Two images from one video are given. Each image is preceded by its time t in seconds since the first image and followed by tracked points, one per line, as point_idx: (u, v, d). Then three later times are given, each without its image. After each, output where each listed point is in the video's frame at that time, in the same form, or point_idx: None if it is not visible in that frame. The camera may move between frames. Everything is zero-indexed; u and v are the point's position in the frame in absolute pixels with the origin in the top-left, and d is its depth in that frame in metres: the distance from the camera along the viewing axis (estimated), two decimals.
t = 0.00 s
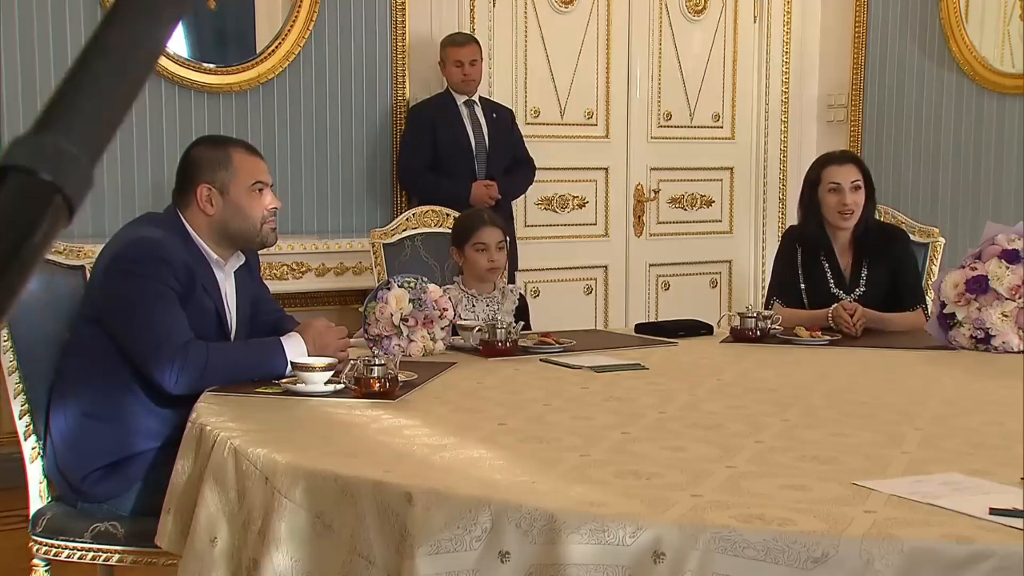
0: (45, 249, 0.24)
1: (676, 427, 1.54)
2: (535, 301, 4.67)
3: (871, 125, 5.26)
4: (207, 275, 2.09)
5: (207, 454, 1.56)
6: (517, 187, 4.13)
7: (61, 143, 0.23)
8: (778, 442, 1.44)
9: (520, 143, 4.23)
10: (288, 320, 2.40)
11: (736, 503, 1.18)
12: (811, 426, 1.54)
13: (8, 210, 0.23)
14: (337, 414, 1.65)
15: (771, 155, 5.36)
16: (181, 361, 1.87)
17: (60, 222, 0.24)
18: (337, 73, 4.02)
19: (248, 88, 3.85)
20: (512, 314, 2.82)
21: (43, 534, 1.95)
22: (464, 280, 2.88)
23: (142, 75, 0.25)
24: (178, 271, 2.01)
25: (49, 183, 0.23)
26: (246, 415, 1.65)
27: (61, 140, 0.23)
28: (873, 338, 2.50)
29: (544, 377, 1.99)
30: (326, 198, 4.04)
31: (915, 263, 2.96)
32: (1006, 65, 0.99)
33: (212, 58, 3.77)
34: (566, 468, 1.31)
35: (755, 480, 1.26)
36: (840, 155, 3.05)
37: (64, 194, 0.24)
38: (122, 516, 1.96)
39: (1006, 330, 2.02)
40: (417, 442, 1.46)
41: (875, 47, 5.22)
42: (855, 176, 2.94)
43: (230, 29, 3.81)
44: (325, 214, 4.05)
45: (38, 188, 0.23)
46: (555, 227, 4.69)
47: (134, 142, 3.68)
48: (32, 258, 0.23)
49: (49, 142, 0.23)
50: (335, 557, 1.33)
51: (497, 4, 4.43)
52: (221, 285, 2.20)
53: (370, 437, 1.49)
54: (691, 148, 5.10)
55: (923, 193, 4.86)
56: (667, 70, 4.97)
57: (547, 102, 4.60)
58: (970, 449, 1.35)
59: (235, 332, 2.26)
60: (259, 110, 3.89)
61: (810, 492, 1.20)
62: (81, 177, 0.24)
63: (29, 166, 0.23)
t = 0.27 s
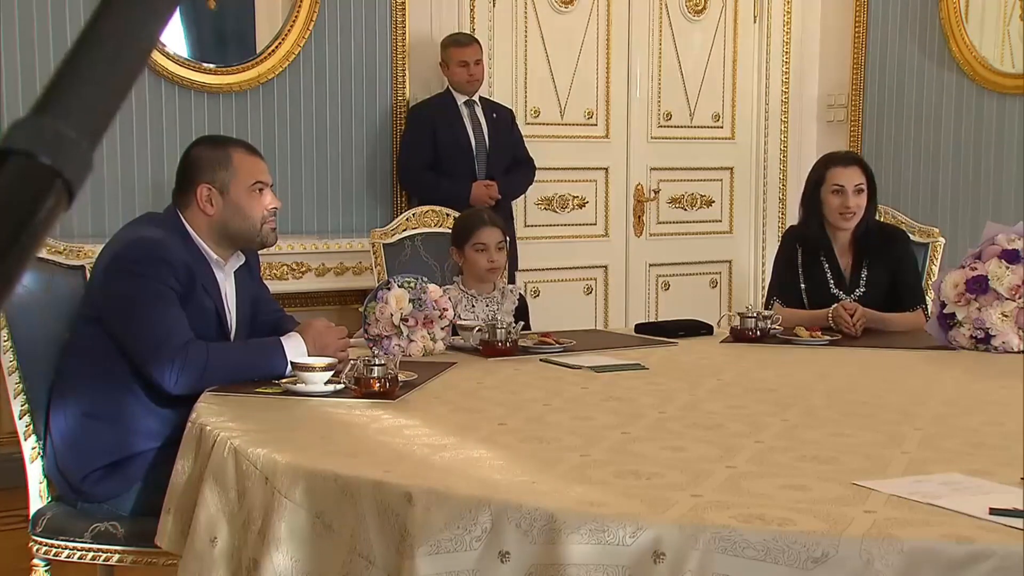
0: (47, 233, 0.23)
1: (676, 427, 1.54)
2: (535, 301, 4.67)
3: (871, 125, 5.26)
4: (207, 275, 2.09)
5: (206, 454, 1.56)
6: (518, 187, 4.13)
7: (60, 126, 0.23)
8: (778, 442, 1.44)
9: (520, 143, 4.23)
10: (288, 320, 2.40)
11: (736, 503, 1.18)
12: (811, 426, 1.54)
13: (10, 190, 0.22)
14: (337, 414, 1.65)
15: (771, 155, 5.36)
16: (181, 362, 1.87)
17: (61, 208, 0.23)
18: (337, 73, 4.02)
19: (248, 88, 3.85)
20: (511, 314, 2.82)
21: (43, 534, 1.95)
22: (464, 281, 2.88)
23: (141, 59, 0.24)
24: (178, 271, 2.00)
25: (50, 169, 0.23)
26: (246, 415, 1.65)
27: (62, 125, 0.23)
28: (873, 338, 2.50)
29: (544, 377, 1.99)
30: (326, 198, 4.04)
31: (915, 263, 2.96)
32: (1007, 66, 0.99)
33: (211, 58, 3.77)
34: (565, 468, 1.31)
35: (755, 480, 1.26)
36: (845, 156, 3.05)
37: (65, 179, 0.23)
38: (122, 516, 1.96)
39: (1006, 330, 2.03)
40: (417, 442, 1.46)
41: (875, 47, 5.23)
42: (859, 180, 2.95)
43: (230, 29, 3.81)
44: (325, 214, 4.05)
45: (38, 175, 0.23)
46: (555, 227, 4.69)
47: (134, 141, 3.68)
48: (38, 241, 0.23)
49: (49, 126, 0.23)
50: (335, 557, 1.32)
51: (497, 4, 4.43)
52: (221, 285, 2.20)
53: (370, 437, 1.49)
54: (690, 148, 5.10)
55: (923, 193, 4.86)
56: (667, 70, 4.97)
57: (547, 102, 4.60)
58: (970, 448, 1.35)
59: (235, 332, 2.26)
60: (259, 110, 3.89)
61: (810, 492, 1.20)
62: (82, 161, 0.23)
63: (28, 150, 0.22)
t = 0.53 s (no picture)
0: (40, 226, 0.23)
1: (676, 427, 1.54)
2: (535, 301, 4.67)
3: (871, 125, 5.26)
4: (207, 275, 2.09)
5: (206, 454, 1.56)
6: (518, 187, 4.13)
7: (51, 121, 0.23)
8: (778, 442, 1.44)
9: (520, 143, 4.23)
10: (288, 320, 2.40)
11: (735, 503, 1.18)
12: (811, 426, 1.54)
13: (1, 184, 0.23)
14: (337, 414, 1.65)
15: (771, 155, 5.36)
16: (181, 362, 1.87)
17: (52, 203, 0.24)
18: (337, 72, 4.02)
19: (248, 88, 3.85)
20: (511, 314, 2.82)
21: (43, 534, 1.95)
22: (465, 280, 2.88)
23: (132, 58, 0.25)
24: (178, 270, 2.00)
25: (41, 164, 0.23)
26: (246, 415, 1.65)
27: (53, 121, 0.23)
28: (873, 338, 2.50)
29: (544, 377, 1.99)
30: (326, 198, 4.05)
31: (915, 263, 2.96)
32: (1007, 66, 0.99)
33: (211, 58, 3.78)
34: (565, 468, 1.31)
35: (754, 480, 1.26)
36: (845, 156, 3.05)
37: (57, 175, 0.23)
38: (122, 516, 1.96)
39: (1006, 330, 2.03)
40: (417, 442, 1.46)
41: (875, 47, 5.23)
42: (858, 180, 2.94)
43: (230, 30, 3.82)
44: (325, 214, 4.05)
45: (29, 170, 0.23)
46: (555, 227, 4.69)
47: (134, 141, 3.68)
48: (30, 234, 0.23)
49: (40, 122, 0.23)
50: (335, 557, 1.33)
51: (497, 4, 4.43)
52: (221, 285, 2.20)
53: (370, 437, 1.49)
54: (690, 148, 5.10)
55: (923, 192, 4.85)
56: (667, 70, 4.97)
57: (547, 102, 4.60)
58: (970, 448, 1.35)
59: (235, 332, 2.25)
60: (259, 110, 3.89)
61: (810, 492, 1.20)
62: (73, 156, 0.23)
63: (20, 146, 0.23)
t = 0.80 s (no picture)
0: None
1: (676, 427, 1.54)
2: (535, 301, 4.67)
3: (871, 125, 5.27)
4: (207, 275, 2.09)
5: (206, 454, 1.56)
6: (518, 187, 4.13)
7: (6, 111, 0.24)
8: (778, 442, 1.44)
9: (520, 143, 4.23)
10: (287, 320, 2.40)
11: (735, 503, 1.18)
12: (811, 426, 1.53)
13: None
14: (337, 414, 1.65)
15: (771, 155, 5.36)
16: (181, 362, 1.87)
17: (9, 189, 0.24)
18: (337, 72, 4.02)
19: (248, 88, 3.85)
20: (511, 314, 2.82)
21: (43, 534, 1.95)
22: (466, 280, 2.88)
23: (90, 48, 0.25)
24: (178, 270, 2.00)
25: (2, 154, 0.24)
26: (246, 415, 1.65)
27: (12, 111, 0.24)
28: (873, 338, 2.50)
29: (544, 377, 1.99)
30: (326, 198, 4.05)
31: (914, 263, 2.96)
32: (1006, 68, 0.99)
33: (211, 58, 3.78)
34: (565, 469, 1.31)
35: (754, 480, 1.26)
36: (844, 156, 3.06)
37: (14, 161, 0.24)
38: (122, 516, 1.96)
39: (1006, 330, 2.02)
40: (417, 442, 1.46)
41: (875, 47, 5.23)
42: (857, 179, 2.95)
43: (230, 30, 3.82)
44: (325, 214, 4.05)
45: None
46: (555, 227, 4.69)
47: (134, 140, 3.68)
48: None
49: None
50: (335, 557, 1.33)
51: (497, 4, 4.43)
52: (221, 285, 2.20)
53: (370, 437, 1.49)
54: (690, 148, 5.10)
55: (923, 192, 4.85)
56: (667, 70, 4.97)
57: (547, 102, 4.60)
58: (970, 448, 1.35)
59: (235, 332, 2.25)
60: (259, 110, 3.89)
61: (810, 492, 1.20)
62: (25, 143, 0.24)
63: None
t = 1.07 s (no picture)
0: None
1: (676, 427, 1.54)
2: (535, 301, 4.67)
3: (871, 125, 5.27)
4: (207, 275, 2.09)
5: (206, 454, 1.56)
6: (518, 187, 4.13)
7: None
8: (778, 442, 1.44)
9: (520, 143, 4.22)
10: (288, 320, 2.40)
11: (735, 503, 1.18)
12: (812, 426, 1.53)
13: None
14: (337, 414, 1.65)
15: (771, 155, 5.36)
16: (181, 362, 1.87)
17: None
18: (337, 72, 4.02)
19: (248, 88, 3.85)
20: (512, 314, 2.82)
21: (43, 534, 1.95)
22: (466, 281, 2.88)
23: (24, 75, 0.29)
24: (178, 270, 2.00)
25: None
26: (246, 415, 1.65)
27: None
28: (873, 337, 2.50)
29: (545, 377, 1.99)
30: (326, 199, 4.05)
31: (914, 263, 2.96)
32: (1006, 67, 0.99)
33: (211, 57, 3.78)
34: (565, 468, 1.31)
35: (755, 480, 1.26)
36: (845, 155, 3.05)
37: None
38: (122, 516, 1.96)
39: (1006, 330, 2.02)
40: (417, 442, 1.46)
41: (875, 47, 5.23)
42: (859, 180, 2.94)
43: (230, 31, 3.82)
44: (325, 214, 4.05)
45: None
46: (554, 227, 4.69)
47: (134, 140, 3.68)
48: None
49: None
50: (335, 557, 1.33)
51: (497, 4, 4.42)
52: (221, 285, 2.20)
53: (370, 437, 1.49)
54: (690, 148, 5.10)
55: (923, 192, 4.85)
56: (667, 70, 4.97)
57: (547, 102, 4.60)
58: (970, 449, 1.35)
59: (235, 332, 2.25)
60: (259, 110, 3.89)
61: (810, 492, 1.20)
62: None
63: None
